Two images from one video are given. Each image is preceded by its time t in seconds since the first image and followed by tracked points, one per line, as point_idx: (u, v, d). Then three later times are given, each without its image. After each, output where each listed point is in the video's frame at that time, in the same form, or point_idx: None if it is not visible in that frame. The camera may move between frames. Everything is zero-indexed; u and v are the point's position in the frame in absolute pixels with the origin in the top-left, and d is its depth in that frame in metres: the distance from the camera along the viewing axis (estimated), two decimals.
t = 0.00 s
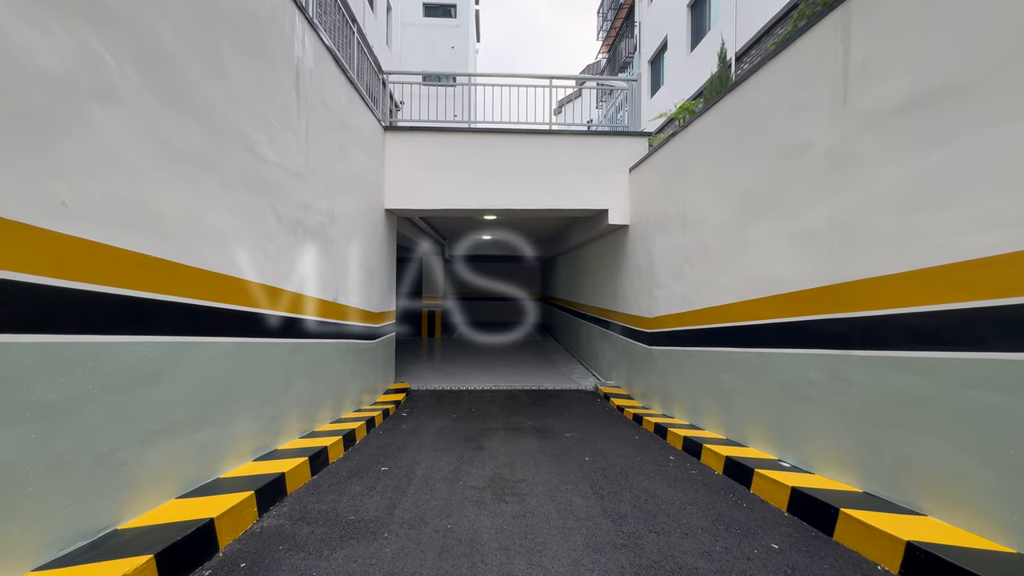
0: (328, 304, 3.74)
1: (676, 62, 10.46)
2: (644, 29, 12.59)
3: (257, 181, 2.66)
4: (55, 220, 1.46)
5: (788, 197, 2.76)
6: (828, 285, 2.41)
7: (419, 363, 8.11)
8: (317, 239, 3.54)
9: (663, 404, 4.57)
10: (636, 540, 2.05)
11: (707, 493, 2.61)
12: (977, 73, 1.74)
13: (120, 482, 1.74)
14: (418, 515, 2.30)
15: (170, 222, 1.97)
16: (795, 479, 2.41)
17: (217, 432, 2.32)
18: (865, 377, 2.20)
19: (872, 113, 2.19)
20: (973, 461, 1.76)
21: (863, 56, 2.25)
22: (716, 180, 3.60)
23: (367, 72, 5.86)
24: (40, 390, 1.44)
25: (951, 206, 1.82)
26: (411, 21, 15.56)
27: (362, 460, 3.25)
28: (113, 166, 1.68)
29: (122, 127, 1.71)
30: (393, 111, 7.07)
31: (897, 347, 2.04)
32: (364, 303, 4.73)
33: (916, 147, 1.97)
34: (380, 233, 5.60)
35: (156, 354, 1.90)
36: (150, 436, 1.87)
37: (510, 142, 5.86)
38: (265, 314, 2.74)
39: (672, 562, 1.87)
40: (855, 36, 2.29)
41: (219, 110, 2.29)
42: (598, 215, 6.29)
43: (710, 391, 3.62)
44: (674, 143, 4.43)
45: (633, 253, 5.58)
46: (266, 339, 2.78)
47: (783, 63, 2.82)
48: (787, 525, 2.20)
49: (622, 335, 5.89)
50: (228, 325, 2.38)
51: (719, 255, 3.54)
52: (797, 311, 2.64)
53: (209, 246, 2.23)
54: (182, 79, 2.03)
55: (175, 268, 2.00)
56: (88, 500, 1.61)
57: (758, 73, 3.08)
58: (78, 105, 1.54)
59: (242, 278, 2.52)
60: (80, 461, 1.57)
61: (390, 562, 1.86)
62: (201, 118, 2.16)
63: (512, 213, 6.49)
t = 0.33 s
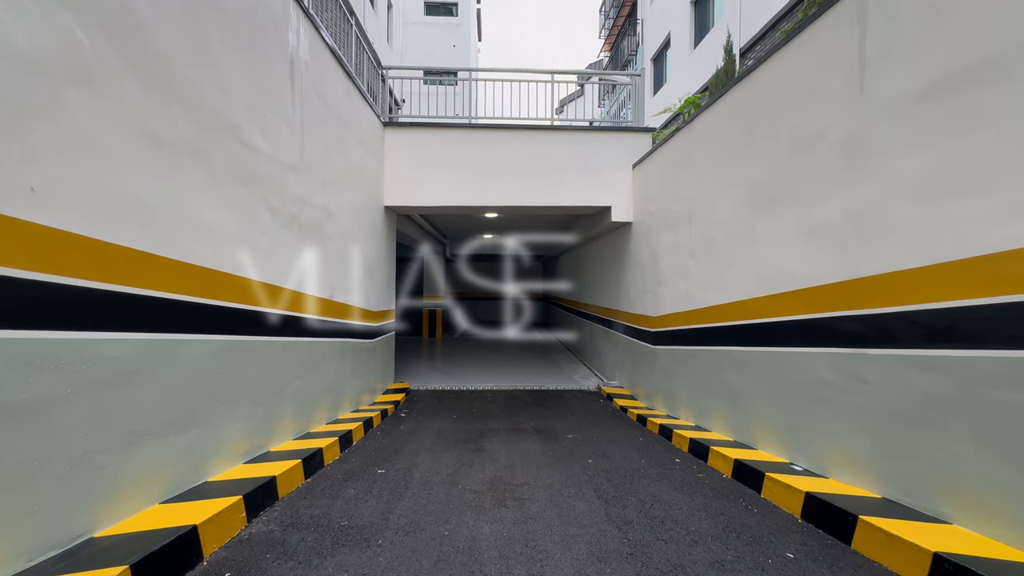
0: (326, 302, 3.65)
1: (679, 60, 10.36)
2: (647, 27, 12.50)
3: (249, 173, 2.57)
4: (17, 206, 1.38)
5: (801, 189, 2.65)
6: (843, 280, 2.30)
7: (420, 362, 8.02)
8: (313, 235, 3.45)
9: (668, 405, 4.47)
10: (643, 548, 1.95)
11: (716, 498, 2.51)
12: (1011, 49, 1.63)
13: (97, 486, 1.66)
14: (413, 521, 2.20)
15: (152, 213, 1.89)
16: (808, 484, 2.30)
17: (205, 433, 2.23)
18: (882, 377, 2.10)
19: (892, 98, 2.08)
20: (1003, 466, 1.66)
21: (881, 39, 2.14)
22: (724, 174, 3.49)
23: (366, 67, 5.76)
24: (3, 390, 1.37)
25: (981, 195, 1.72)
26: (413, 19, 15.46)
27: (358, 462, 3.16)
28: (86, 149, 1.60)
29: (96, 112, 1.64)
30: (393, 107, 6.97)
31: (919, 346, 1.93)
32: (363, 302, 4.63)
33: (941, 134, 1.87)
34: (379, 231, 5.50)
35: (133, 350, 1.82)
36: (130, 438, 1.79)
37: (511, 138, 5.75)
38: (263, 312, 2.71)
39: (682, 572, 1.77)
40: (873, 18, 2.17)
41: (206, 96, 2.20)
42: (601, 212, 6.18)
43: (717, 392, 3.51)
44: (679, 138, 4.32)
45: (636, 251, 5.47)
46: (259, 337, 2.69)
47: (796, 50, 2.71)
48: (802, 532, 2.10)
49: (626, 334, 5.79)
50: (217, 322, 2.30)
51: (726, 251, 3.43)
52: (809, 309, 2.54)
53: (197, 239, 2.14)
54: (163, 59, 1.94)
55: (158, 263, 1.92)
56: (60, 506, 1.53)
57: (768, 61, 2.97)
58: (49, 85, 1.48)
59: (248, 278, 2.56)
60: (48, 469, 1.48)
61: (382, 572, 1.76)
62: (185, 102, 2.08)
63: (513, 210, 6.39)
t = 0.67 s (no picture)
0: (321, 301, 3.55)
1: (682, 58, 10.23)
2: (649, 25, 12.38)
3: (236, 167, 2.47)
4: None
5: (813, 183, 2.53)
6: (859, 278, 2.19)
7: (420, 363, 7.91)
8: (307, 233, 3.35)
9: (672, 407, 4.35)
10: (649, 562, 1.85)
11: (724, 506, 2.40)
12: None
13: (66, 497, 1.56)
14: (406, 531, 2.10)
15: (130, 207, 1.79)
16: (823, 493, 2.19)
17: (188, 439, 2.13)
18: (902, 381, 1.99)
19: (912, 85, 1.96)
20: None
21: (900, 23, 2.02)
22: (731, 170, 3.38)
23: (364, 63, 5.65)
24: None
25: (1008, 186, 1.61)
26: (414, 18, 15.34)
27: (352, 467, 3.05)
28: (52, 136, 1.50)
29: (67, 97, 1.54)
30: (393, 104, 6.86)
31: (943, 347, 1.82)
32: (360, 301, 4.52)
33: (964, 122, 1.76)
34: (377, 229, 5.40)
35: (109, 352, 1.73)
36: (103, 446, 1.70)
37: (512, 135, 5.64)
38: (262, 312, 2.71)
39: None
40: None
41: (188, 84, 2.09)
42: (603, 211, 6.07)
43: (724, 394, 3.40)
44: (683, 133, 4.21)
45: (640, 249, 5.35)
46: (248, 338, 2.59)
47: (808, 38, 2.59)
48: (816, 544, 2.00)
49: (629, 335, 5.67)
50: (201, 322, 2.20)
51: (733, 249, 3.31)
52: (822, 308, 2.42)
53: (179, 235, 2.05)
54: (139, 43, 1.84)
55: (138, 259, 1.83)
56: (21, 520, 1.43)
57: (778, 50, 2.85)
58: (8, 65, 1.37)
59: (248, 280, 2.60)
60: (6, 481, 1.39)
61: None
62: (165, 91, 1.97)
63: (514, 209, 6.28)
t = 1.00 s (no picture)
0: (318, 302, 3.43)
1: (685, 55, 10.13)
2: (652, 23, 12.27)
3: (229, 161, 2.38)
4: None
5: (828, 177, 2.43)
6: (878, 276, 2.09)
7: (421, 363, 7.81)
8: (304, 230, 3.26)
9: (677, 409, 4.25)
10: None
11: (735, 514, 2.30)
12: None
13: (39, 508, 1.48)
14: (403, 540, 2.01)
15: (114, 202, 1.71)
16: (840, 501, 2.09)
17: (176, 444, 2.05)
18: (925, 384, 1.89)
19: (937, 71, 1.86)
20: None
21: (922, 9, 1.92)
22: (739, 165, 3.28)
23: (364, 58, 5.56)
24: None
25: None
26: (416, 17, 15.25)
27: (349, 471, 2.96)
28: (26, 125, 1.42)
29: (43, 83, 1.46)
30: (393, 101, 6.77)
31: (970, 349, 1.72)
32: (360, 301, 4.42)
33: (992, 111, 1.66)
34: (377, 227, 5.31)
35: (91, 353, 1.64)
36: (83, 452, 1.61)
37: (513, 132, 5.55)
38: (256, 311, 2.62)
39: None
40: None
41: (176, 73, 2.01)
42: (606, 209, 5.97)
43: (732, 396, 3.30)
44: (688, 129, 4.12)
45: (644, 248, 5.25)
46: (241, 338, 2.50)
47: (824, 25, 2.48)
48: (833, 556, 1.91)
49: (632, 335, 5.57)
50: (191, 322, 2.11)
51: (741, 246, 3.21)
52: (837, 308, 2.33)
53: (168, 231, 1.97)
54: (125, 30, 1.76)
55: (123, 256, 1.75)
56: None
57: (790, 41, 2.75)
58: None
59: (255, 281, 2.62)
60: None
61: None
62: (153, 81, 1.89)
63: (516, 207, 6.18)
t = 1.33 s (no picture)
0: (316, 300, 3.33)
1: (688, 53, 10.04)
2: (655, 20, 12.18)
3: (218, 154, 2.29)
4: None
5: (844, 169, 2.33)
6: (899, 273, 1.99)
7: (421, 364, 7.71)
8: (300, 227, 3.17)
9: (683, 410, 4.14)
10: None
11: (748, 523, 2.20)
12: None
13: (5, 517, 1.39)
14: (399, 551, 1.92)
15: (93, 192, 1.62)
16: (859, 509, 1.99)
17: (161, 449, 1.96)
18: (952, 387, 1.79)
19: (965, 54, 1.75)
20: None
21: None
22: (749, 160, 3.17)
23: (364, 54, 5.47)
24: None
25: None
26: (417, 15, 15.16)
27: (346, 475, 2.86)
28: None
29: (15, 65, 1.37)
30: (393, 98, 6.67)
31: (1000, 350, 1.62)
32: (358, 300, 4.32)
33: None
34: (376, 225, 5.22)
35: (66, 352, 1.55)
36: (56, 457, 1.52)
37: (515, 128, 5.45)
38: (249, 309, 2.52)
39: None
40: None
41: (161, 59, 1.92)
42: (609, 207, 5.87)
43: (741, 398, 3.19)
44: (694, 124, 4.02)
45: (648, 246, 5.15)
46: (232, 338, 2.40)
47: (840, 11, 2.38)
48: (853, 568, 1.81)
49: (636, 335, 5.47)
50: (178, 320, 2.02)
51: (751, 243, 3.11)
52: (854, 306, 2.22)
53: (153, 225, 1.88)
54: (107, 13, 1.67)
55: (101, 250, 1.66)
56: None
57: (804, 30, 2.65)
58: None
59: (251, 279, 2.57)
60: None
61: None
62: (137, 68, 1.80)
63: (518, 205, 6.08)
